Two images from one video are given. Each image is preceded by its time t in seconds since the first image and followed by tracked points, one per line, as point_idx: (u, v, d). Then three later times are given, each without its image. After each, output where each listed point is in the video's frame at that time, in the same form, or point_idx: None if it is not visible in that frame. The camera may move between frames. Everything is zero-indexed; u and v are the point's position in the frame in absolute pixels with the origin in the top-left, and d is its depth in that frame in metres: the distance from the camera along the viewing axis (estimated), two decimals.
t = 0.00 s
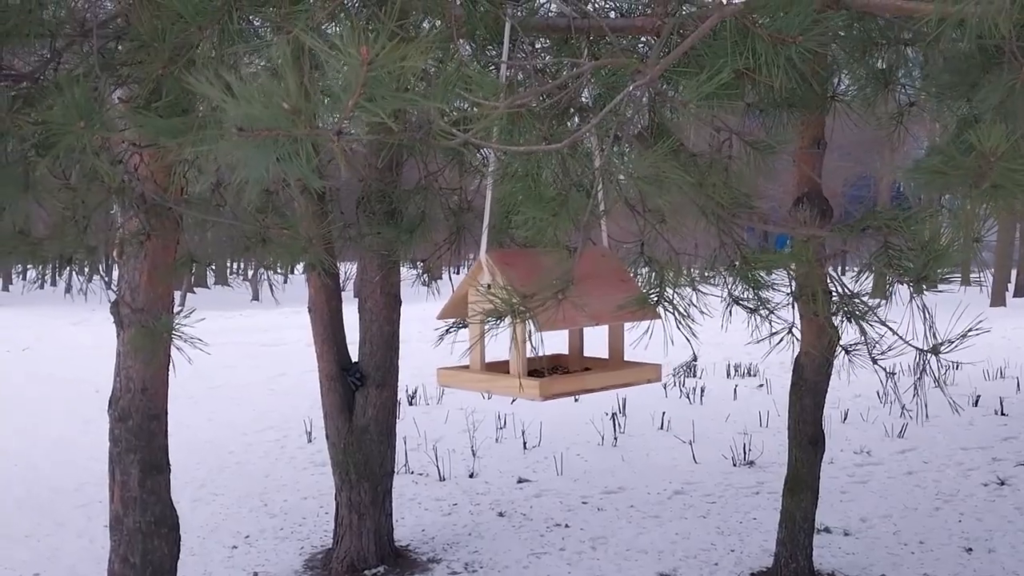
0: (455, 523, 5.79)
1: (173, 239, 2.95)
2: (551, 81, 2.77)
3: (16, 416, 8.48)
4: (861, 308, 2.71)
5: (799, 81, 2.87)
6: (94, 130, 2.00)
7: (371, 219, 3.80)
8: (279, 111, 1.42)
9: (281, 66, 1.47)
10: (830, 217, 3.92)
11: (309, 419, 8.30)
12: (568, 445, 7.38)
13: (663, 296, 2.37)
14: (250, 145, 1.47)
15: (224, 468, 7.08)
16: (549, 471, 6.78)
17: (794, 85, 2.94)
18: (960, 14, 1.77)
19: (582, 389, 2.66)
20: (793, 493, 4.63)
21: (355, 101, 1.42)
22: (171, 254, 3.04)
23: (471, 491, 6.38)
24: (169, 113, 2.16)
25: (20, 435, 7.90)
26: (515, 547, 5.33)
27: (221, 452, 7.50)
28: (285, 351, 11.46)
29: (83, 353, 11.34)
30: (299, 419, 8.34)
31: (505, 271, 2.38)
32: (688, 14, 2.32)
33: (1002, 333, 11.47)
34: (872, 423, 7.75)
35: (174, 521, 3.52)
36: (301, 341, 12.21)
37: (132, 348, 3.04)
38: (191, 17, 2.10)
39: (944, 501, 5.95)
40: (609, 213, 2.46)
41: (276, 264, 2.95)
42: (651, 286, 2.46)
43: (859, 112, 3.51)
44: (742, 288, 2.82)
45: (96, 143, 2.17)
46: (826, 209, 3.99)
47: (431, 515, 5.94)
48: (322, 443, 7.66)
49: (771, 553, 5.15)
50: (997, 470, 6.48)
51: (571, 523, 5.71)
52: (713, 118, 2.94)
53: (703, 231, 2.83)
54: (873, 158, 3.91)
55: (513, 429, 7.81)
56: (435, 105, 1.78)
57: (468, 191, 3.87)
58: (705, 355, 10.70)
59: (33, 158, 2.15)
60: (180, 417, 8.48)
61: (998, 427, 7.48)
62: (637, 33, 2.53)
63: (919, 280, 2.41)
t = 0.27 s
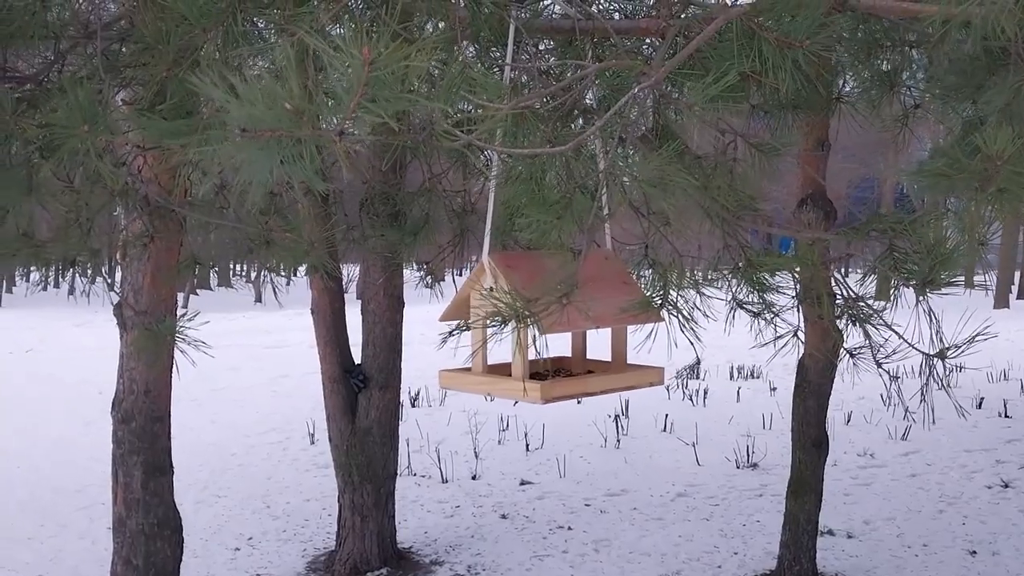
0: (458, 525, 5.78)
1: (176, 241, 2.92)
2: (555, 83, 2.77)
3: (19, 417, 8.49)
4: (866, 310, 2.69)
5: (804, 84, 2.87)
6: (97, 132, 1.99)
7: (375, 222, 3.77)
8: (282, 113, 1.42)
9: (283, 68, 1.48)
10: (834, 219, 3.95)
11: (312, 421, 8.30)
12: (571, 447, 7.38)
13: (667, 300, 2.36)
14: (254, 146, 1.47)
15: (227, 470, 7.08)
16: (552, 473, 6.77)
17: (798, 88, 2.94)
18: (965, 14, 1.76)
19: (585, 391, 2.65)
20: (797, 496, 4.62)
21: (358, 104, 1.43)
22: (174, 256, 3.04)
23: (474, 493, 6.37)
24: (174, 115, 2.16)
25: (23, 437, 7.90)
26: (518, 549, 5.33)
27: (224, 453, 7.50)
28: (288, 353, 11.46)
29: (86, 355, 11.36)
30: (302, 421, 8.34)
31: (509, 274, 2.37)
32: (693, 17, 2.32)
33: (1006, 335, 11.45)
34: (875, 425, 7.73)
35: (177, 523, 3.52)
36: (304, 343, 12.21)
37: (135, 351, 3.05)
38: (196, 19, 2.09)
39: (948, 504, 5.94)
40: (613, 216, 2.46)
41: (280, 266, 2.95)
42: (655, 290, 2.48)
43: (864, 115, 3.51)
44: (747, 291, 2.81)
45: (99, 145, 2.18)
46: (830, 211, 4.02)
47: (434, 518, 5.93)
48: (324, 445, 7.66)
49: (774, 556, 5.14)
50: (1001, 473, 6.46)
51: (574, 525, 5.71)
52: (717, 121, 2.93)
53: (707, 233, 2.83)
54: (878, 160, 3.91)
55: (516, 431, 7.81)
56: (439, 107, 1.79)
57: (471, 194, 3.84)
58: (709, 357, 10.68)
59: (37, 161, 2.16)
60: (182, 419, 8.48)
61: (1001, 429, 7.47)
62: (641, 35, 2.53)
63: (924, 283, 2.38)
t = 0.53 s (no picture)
0: (460, 526, 5.78)
1: (179, 241, 2.89)
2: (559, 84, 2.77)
3: (22, 418, 8.50)
4: (869, 313, 2.65)
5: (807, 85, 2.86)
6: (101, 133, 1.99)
7: (378, 222, 3.78)
8: (290, 105, 1.42)
9: (292, 63, 1.48)
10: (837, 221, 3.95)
11: (314, 422, 8.30)
12: (574, 448, 7.37)
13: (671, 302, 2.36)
14: (261, 141, 1.46)
15: (230, 471, 7.08)
16: (555, 474, 6.77)
17: (802, 89, 2.93)
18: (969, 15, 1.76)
19: (592, 392, 2.65)
20: (800, 497, 4.62)
21: (367, 97, 1.43)
22: (177, 257, 3.01)
23: (476, 494, 6.37)
24: (178, 116, 2.16)
25: (26, 437, 7.91)
26: (521, 550, 5.33)
27: (226, 454, 7.51)
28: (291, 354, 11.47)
29: (89, 356, 11.36)
30: (304, 422, 8.35)
31: (515, 275, 2.37)
32: (697, 17, 2.32)
33: (1009, 337, 11.43)
34: (878, 427, 7.73)
35: (180, 523, 3.52)
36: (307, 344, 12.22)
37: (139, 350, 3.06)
38: (201, 20, 2.08)
39: (951, 505, 5.93)
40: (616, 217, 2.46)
41: (283, 268, 2.95)
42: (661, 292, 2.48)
43: (867, 116, 3.51)
44: (751, 293, 2.78)
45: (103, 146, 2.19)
46: (834, 212, 4.02)
47: (436, 518, 5.93)
48: (327, 446, 7.66)
49: (777, 557, 5.14)
50: (1004, 474, 6.45)
51: (576, 527, 5.70)
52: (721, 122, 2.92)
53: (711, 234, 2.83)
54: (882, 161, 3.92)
55: (518, 432, 7.81)
56: (443, 108, 1.79)
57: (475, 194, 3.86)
58: (711, 359, 10.67)
59: (41, 162, 2.17)
60: (185, 420, 8.49)
61: (1005, 431, 7.46)
62: (645, 36, 2.52)
63: (928, 286, 2.38)
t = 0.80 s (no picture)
0: (461, 527, 5.78)
1: (180, 242, 2.88)
2: (559, 86, 2.78)
3: (23, 418, 8.50)
4: (869, 314, 2.64)
5: (808, 86, 2.86)
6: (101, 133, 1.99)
7: (379, 223, 3.79)
8: (291, 109, 1.43)
9: (293, 66, 1.48)
10: (838, 222, 3.95)
11: (315, 422, 8.30)
12: (574, 449, 7.37)
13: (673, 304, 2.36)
14: (262, 144, 1.46)
15: (231, 471, 7.08)
16: (555, 475, 6.77)
17: (803, 90, 2.94)
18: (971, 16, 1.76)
19: (594, 393, 2.64)
20: (800, 498, 4.62)
21: (367, 101, 1.44)
22: (178, 256, 3.01)
23: (477, 495, 6.37)
24: (179, 116, 2.17)
25: (26, 437, 7.91)
26: (521, 551, 5.33)
27: (227, 454, 7.51)
28: (291, 354, 11.48)
29: (90, 356, 11.37)
30: (305, 422, 8.35)
31: (516, 276, 2.36)
32: (697, 19, 2.32)
33: (1010, 338, 11.43)
34: (879, 428, 7.72)
35: (180, 524, 3.52)
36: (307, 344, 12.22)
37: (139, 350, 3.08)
38: (202, 20, 2.08)
39: (952, 507, 5.93)
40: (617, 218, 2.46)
41: (284, 268, 2.96)
42: (662, 295, 2.47)
43: (867, 118, 3.51)
44: (750, 295, 2.77)
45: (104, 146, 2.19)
46: (834, 213, 4.02)
47: (436, 519, 5.93)
48: (327, 446, 7.66)
49: (778, 559, 5.13)
50: (1005, 476, 6.45)
51: (577, 528, 5.70)
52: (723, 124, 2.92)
53: (712, 236, 2.83)
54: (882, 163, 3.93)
55: (519, 432, 7.82)
56: (444, 109, 1.79)
57: (476, 195, 3.87)
58: (712, 360, 10.67)
59: (42, 162, 2.17)
60: (186, 420, 8.49)
61: (1005, 432, 7.45)
62: (645, 37, 2.52)
63: (928, 287, 2.38)
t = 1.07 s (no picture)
0: (459, 528, 5.78)
1: (179, 242, 2.89)
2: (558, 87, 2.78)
3: (23, 417, 8.50)
4: (866, 317, 2.66)
5: (805, 89, 2.86)
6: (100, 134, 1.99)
7: (377, 224, 3.79)
8: (291, 107, 1.43)
9: (293, 64, 1.49)
10: (835, 224, 3.95)
11: (314, 423, 8.30)
12: (573, 450, 7.37)
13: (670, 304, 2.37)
14: (262, 143, 1.46)
15: (230, 471, 7.08)
16: (554, 476, 6.77)
17: (800, 92, 2.95)
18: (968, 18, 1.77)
19: (590, 394, 2.65)
20: (798, 500, 4.62)
21: (368, 99, 1.44)
22: (176, 257, 3.02)
23: (475, 496, 6.37)
24: (178, 117, 2.17)
25: (25, 437, 7.90)
26: (519, 552, 5.33)
27: (226, 455, 7.51)
28: (290, 355, 11.48)
29: (89, 356, 11.37)
30: (304, 422, 8.35)
31: (514, 277, 2.37)
32: (695, 20, 2.33)
33: (1008, 340, 11.43)
34: (877, 430, 7.73)
35: (179, 524, 3.52)
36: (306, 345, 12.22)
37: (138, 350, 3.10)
38: (201, 21, 2.09)
39: (950, 509, 5.93)
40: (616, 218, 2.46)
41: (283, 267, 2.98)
42: (659, 296, 2.48)
43: (865, 120, 3.52)
44: (747, 296, 2.77)
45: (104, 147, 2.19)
46: (832, 215, 4.03)
47: (435, 520, 5.94)
48: (326, 447, 7.66)
49: (776, 560, 5.13)
50: (1003, 478, 6.45)
51: (575, 529, 5.70)
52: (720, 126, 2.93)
53: (709, 237, 2.83)
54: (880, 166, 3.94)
55: (517, 434, 7.82)
56: (443, 109, 1.79)
57: (474, 197, 3.88)
58: (710, 361, 10.68)
59: (41, 162, 2.16)
60: (184, 420, 8.49)
61: (1003, 434, 7.46)
62: (643, 39, 2.52)
63: (924, 288, 2.39)
